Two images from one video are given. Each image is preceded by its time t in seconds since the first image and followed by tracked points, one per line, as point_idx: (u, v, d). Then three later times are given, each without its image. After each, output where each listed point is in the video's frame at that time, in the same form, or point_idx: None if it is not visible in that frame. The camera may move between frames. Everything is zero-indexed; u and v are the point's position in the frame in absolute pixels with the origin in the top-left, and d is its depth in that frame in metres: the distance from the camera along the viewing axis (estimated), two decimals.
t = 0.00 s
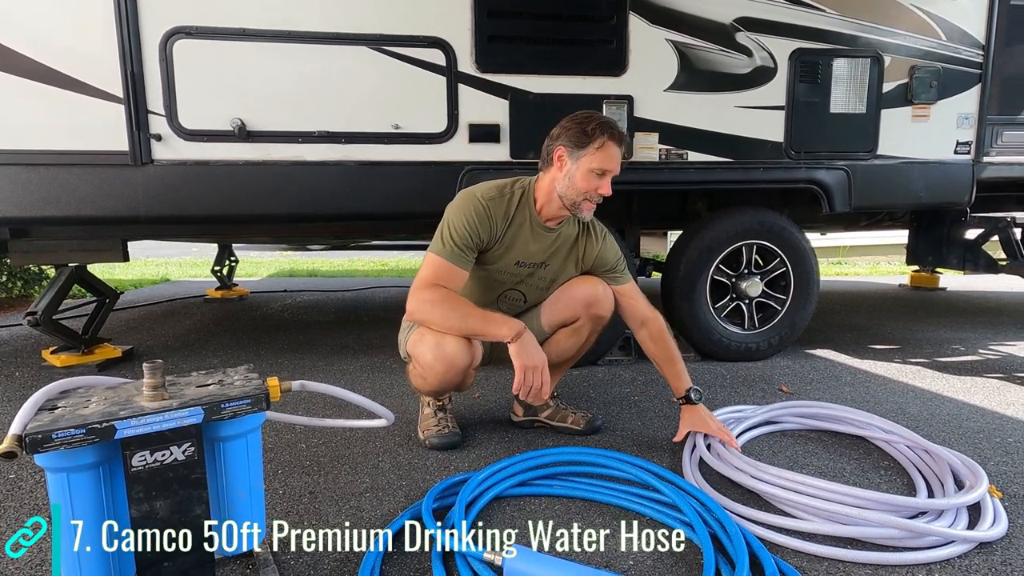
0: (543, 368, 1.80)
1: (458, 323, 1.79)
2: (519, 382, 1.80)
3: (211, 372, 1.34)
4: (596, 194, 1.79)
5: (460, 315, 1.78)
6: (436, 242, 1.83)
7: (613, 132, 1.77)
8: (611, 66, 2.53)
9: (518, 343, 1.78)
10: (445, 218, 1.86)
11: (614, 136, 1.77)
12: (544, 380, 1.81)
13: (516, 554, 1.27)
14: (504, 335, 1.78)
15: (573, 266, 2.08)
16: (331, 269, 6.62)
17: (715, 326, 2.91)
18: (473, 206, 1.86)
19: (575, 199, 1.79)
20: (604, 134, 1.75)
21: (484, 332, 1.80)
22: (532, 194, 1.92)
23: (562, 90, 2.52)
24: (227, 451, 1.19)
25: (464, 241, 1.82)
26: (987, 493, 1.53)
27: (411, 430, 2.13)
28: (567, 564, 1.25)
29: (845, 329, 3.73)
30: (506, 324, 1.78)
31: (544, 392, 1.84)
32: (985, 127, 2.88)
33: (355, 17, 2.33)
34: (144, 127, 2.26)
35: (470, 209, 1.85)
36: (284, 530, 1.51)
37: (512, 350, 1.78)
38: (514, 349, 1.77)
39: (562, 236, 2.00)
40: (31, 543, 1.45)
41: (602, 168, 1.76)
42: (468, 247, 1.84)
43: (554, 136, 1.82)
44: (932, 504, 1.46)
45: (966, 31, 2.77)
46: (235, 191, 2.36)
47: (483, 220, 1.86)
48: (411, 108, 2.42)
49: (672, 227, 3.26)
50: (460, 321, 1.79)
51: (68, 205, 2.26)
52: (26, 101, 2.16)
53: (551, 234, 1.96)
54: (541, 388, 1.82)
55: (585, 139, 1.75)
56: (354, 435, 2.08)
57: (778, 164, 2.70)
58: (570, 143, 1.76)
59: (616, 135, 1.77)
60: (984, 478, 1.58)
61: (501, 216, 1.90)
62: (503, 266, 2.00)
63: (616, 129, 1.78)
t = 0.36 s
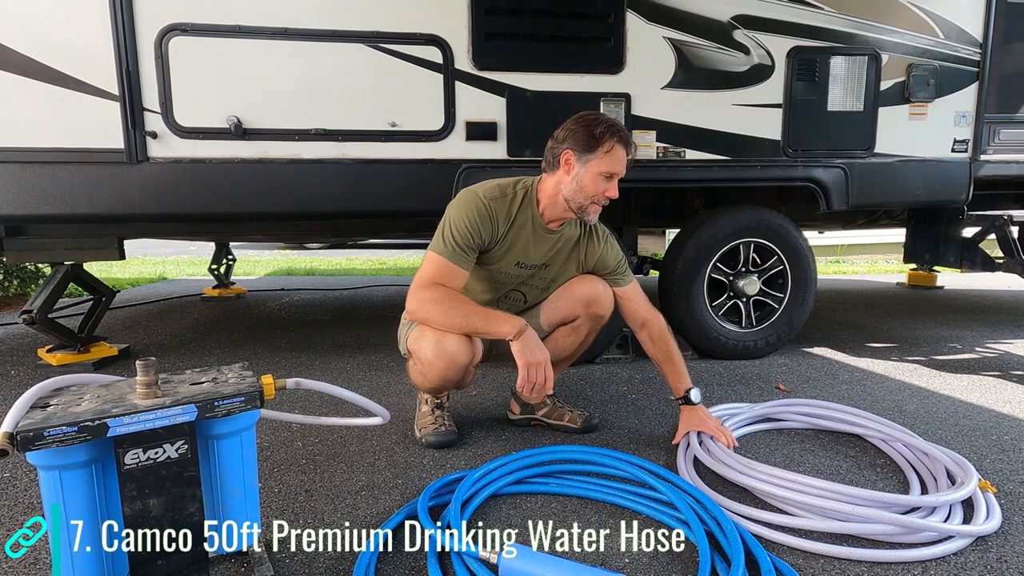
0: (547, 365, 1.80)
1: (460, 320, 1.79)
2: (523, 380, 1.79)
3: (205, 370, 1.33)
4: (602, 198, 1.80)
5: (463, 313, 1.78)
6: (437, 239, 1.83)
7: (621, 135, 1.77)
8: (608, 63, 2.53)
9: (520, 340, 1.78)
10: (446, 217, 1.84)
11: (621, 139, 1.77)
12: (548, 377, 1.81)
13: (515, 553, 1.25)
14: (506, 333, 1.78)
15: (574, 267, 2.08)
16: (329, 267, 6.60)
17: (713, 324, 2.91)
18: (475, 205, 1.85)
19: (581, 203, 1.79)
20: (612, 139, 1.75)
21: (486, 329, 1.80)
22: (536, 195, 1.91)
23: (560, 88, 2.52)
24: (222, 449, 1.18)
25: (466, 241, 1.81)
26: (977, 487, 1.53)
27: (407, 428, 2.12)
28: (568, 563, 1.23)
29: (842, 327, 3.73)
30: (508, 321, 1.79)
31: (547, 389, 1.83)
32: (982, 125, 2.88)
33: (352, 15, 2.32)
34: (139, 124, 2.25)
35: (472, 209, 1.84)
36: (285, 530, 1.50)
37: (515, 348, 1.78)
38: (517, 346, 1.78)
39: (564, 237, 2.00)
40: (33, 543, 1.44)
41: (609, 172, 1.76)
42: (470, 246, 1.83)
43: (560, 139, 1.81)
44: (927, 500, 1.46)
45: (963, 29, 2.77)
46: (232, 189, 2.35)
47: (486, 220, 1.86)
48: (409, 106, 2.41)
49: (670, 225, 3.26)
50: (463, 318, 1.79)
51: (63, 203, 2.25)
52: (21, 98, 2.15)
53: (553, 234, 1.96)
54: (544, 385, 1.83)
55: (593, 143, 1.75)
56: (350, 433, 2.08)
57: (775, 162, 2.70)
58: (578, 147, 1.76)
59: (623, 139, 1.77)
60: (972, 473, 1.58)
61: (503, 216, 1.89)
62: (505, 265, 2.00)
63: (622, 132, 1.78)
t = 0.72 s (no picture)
0: (543, 359, 1.80)
1: (455, 318, 1.79)
2: (519, 375, 1.78)
3: (201, 369, 1.33)
4: (602, 195, 1.80)
5: (457, 310, 1.78)
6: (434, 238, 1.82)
7: (615, 131, 1.78)
8: (606, 62, 2.53)
9: (516, 335, 1.78)
10: (443, 218, 1.84)
11: (617, 135, 1.79)
12: (543, 372, 1.81)
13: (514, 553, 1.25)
14: (501, 328, 1.78)
15: (571, 266, 2.08)
16: (328, 266, 6.60)
17: (711, 323, 2.91)
18: (472, 206, 1.85)
19: (583, 203, 1.80)
20: (606, 135, 1.77)
21: (481, 326, 1.80)
22: (533, 197, 1.90)
23: (558, 87, 2.51)
24: (218, 448, 1.18)
25: (463, 241, 1.81)
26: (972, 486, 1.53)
27: (405, 427, 2.12)
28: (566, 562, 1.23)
29: (841, 326, 3.73)
30: (502, 317, 1.78)
31: (543, 384, 1.83)
32: (980, 124, 2.88)
33: (349, 13, 2.32)
34: (136, 123, 2.24)
35: (469, 210, 1.84)
36: (284, 530, 1.50)
37: (510, 344, 1.78)
38: (512, 342, 1.77)
39: (561, 237, 1.99)
40: (31, 543, 1.44)
41: (607, 169, 1.77)
42: (467, 247, 1.83)
43: (556, 141, 1.81)
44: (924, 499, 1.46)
45: (961, 29, 2.77)
46: (229, 188, 2.34)
47: (482, 222, 1.85)
48: (407, 105, 2.41)
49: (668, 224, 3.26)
50: (458, 316, 1.79)
51: (60, 202, 2.25)
52: (18, 97, 2.15)
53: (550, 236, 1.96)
54: (540, 380, 1.82)
55: (589, 141, 1.76)
56: (348, 433, 2.07)
57: (773, 162, 2.70)
58: (574, 147, 1.77)
59: (619, 134, 1.79)
60: (968, 472, 1.57)
61: (499, 217, 1.89)
62: (502, 266, 2.00)
63: (617, 128, 1.80)
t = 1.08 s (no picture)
0: (548, 357, 1.81)
1: (459, 319, 1.79)
2: (525, 373, 1.79)
3: (201, 369, 1.33)
4: (554, 173, 1.76)
5: (461, 311, 1.78)
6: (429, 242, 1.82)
7: (576, 111, 1.77)
8: (605, 62, 2.53)
9: (521, 333, 1.79)
10: (436, 220, 1.84)
11: (574, 114, 1.76)
12: (549, 370, 1.82)
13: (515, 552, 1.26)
14: (505, 327, 1.79)
15: (567, 254, 2.07)
16: (327, 266, 6.60)
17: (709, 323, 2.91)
18: (463, 207, 1.84)
19: (537, 181, 1.80)
20: (556, 112, 1.78)
21: (485, 326, 1.81)
22: (521, 190, 1.91)
23: (556, 87, 2.52)
24: (218, 448, 1.18)
25: (457, 242, 1.81)
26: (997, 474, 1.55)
27: (404, 427, 2.13)
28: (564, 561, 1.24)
29: (839, 326, 3.74)
30: (507, 317, 1.80)
31: (550, 382, 1.84)
32: (978, 124, 2.89)
33: (348, 13, 2.32)
34: (135, 123, 2.24)
35: (461, 210, 1.83)
36: (285, 530, 1.50)
37: (515, 343, 1.79)
38: (517, 340, 1.78)
39: (555, 228, 1.98)
40: (31, 543, 1.44)
41: (556, 144, 1.76)
42: (462, 247, 1.82)
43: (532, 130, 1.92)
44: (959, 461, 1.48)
45: (959, 29, 2.77)
46: (228, 188, 2.34)
47: (476, 221, 1.85)
48: (406, 105, 2.41)
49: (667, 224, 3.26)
50: (462, 317, 1.79)
51: (59, 202, 2.25)
52: (16, 97, 2.15)
53: (545, 226, 1.94)
54: (546, 379, 1.83)
55: (546, 120, 1.80)
56: (347, 433, 2.08)
57: (772, 161, 2.70)
58: (535, 129, 1.85)
59: (577, 114, 1.76)
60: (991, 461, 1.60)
61: (492, 213, 1.88)
62: (498, 263, 1.99)
63: (580, 110, 1.77)
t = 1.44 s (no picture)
0: (544, 358, 1.80)
1: (455, 320, 1.79)
2: (521, 375, 1.78)
3: (200, 368, 1.33)
4: (541, 174, 1.77)
5: (457, 312, 1.78)
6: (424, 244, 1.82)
7: (561, 111, 1.77)
8: (604, 62, 2.53)
9: (517, 334, 1.79)
10: (431, 222, 1.83)
11: (559, 114, 1.76)
12: (545, 372, 1.82)
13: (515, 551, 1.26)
14: (501, 328, 1.79)
15: (563, 252, 2.06)
16: (326, 265, 6.60)
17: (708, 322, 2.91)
18: (456, 207, 1.83)
19: (525, 182, 1.81)
20: (542, 112, 1.79)
21: (481, 327, 1.81)
22: (515, 191, 1.91)
23: (555, 86, 2.52)
24: (217, 448, 1.18)
25: (451, 243, 1.81)
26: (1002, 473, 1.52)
27: (403, 426, 2.13)
28: (563, 560, 1.24)
29: (838, 325, 3.74)
30: (502, 317, 1.79)
31: (545, 383, 1.83)
32: (976, 124, 2.89)
33: (347, 12, 2.32)
34: (134, 122, 2.24)
35: (455, 210, 1.83)
36: (284, 530, 1.50)
37: (510, 343, 1.78)
38: (512, 341, 1.78)
39: (550, 226, 1.97)
40: (32, 543, 1.44)
41: (542, 145, 1.77)
42: (457, 248, 1.82)
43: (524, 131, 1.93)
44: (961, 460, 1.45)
45: (958, 29, 2.77)
46: (227, 188, 2.34)
47: (471, 220, 1.85)
48: (405, 104, 2.41)
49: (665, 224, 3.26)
50: (458, 318, 1.79)
51: (57, 201, 2.25)
52: (15, 96, 2.14)
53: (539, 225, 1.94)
54: (541, 380, 1.83)
55: (532, 120, 1.81)
56: (346, 432, 2.08)
57: (770, 161, 2.70)
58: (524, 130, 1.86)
59: (562, 114, 1.76)
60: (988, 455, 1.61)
61: (486, 213, 1.88)
62: (494, 263, 1.99)
63: (566, 110, 1.77)
